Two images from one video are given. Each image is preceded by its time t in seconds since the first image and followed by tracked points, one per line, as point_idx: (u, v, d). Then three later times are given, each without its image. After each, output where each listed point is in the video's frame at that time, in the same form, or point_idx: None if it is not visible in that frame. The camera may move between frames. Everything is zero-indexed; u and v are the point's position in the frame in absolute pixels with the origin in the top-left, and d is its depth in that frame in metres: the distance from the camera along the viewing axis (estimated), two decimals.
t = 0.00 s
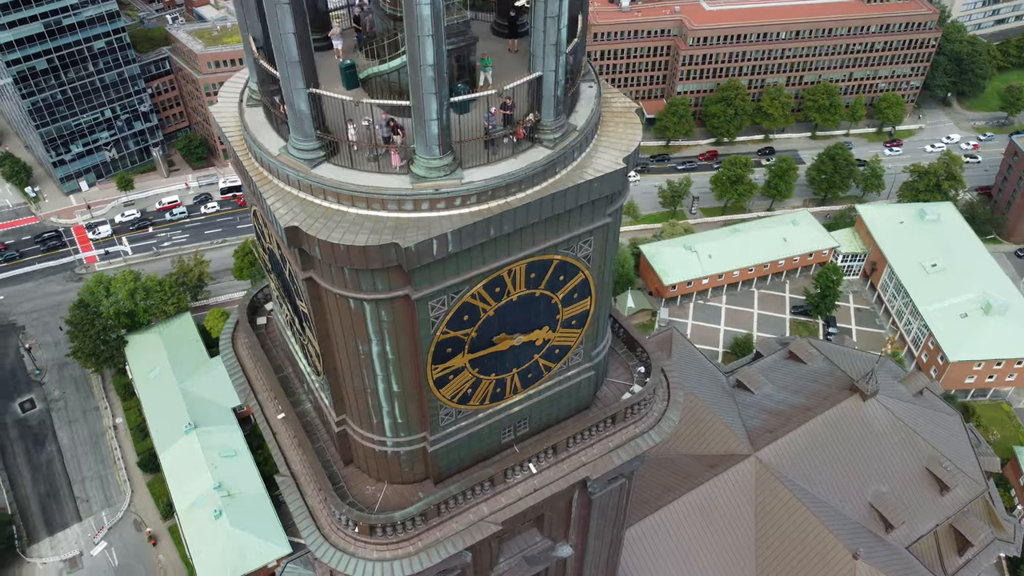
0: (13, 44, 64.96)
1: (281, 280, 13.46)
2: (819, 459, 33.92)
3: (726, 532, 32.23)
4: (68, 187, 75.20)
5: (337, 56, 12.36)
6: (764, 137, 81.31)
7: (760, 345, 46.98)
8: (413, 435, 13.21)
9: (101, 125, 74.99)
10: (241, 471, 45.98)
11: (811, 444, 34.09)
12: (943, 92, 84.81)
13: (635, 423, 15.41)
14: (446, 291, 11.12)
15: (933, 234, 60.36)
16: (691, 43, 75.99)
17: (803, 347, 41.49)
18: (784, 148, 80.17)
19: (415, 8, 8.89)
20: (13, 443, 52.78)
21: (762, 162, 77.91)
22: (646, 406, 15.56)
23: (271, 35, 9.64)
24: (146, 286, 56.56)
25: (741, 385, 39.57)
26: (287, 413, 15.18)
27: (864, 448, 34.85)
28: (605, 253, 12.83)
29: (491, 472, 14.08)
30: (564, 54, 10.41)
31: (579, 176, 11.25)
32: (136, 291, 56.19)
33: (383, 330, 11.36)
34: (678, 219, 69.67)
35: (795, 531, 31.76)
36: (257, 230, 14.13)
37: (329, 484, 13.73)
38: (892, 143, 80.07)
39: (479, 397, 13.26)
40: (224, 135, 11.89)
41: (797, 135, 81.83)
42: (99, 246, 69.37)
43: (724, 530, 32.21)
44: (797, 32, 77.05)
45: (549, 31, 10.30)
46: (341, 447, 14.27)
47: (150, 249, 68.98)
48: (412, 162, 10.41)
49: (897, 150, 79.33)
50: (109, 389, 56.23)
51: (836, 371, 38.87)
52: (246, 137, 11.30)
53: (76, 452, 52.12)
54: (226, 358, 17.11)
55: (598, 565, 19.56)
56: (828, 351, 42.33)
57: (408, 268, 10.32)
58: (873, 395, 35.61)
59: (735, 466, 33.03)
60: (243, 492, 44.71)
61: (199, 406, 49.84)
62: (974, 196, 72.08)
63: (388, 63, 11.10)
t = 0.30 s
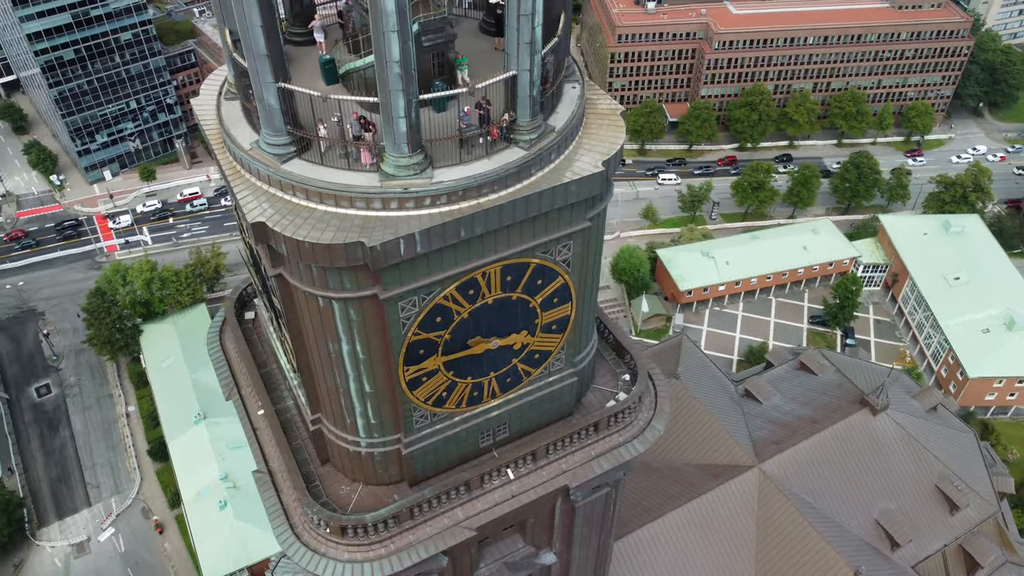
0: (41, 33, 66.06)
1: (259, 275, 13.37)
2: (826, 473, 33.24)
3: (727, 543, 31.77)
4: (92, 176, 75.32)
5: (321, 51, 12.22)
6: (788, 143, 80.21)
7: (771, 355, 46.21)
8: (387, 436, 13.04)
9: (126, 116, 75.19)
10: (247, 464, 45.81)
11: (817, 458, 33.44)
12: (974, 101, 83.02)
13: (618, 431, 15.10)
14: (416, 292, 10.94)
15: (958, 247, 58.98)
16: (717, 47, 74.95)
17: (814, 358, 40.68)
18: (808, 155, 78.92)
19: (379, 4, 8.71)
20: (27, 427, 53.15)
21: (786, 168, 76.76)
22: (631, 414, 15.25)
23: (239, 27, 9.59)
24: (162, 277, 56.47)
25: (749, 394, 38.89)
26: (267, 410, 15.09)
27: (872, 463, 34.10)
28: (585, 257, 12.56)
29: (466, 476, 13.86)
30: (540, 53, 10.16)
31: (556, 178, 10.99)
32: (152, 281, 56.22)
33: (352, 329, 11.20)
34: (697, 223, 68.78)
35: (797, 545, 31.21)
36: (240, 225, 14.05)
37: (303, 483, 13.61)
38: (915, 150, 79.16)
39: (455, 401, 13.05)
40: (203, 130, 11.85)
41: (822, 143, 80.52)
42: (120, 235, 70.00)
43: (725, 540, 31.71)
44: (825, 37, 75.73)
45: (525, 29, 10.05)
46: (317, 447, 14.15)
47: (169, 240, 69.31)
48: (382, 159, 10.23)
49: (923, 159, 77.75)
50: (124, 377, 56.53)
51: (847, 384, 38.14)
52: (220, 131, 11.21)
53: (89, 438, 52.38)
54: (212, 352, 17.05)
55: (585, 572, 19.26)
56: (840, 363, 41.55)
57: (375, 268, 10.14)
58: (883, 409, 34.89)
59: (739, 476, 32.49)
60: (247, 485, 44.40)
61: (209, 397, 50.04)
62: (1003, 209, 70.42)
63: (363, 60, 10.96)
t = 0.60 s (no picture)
0: (77, 22, 66.65)
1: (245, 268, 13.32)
2: (836, 490, 32.50)
3: (731, 556, 31.27)
4: (123, 164, 76.21)
5: (312, 43, 12.10)
6: (821, 151, 78.71)
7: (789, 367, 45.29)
8: (365, 435, 12.88)
9: (160, 105, 75.62)
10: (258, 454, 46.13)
11: (828, 474, 32.72)
12: (1016, 114, 80.66)
13: (605, 440, 14.80)
14: (391, 291, 10.78)
15: (991, 262, 57.25)
16: (750, 52, 73.78)
17: (831, 372, 39.73)
18: (840, 164, 77.40)
19: None
20: (49, 409, 53.54)
21: (816, 177, 75.25)
22: (620, 423, 14.93)
23: (214, 17, 9.56)
24: (185, 265, 56.72)
25: (763, 407, 38.12)
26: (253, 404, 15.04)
27: (885, 481, 33.24)
28: (570, 261, 12.28)
29: (446, 479, 13.66)
30: (520, 51, 9.91)
31: (537, 179, 10.73)
32: (175, 269, 56.47)
33: (327, 326, 11.07)
34: (723, 230, 67.74)
35: (801, 561, 30.85)
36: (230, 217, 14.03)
37: (281, 479, 13.53)
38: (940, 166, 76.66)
39: (435, 402, 12.85)
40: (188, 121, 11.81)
41: (856, 152, 78.83)
42: (148, 223, 70.68)
43: (729, 553, 31.22)
44: (862, 45, 73.97)
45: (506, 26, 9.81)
46: (298, 443, 14.07)
47: (195, 229, 69.80)
48: (357, 155, 10.08)
49: (957, 172, 75.87)
50: (145, 363, 56.68)
51: (863, 400, 37.24)
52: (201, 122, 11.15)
53: (107, 422, 52.58)
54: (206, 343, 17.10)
55: None
56: (859, 377, 40.51)
57: (347, 265, 9.99)
58: (899, 427, 34.04)
59: (747, 489, 32.02)
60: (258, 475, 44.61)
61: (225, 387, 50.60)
62: None
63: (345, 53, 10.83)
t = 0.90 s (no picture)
0: (119, 11, 67.70)
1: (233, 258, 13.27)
2: (847, 508, 31.69)
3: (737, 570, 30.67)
4: (158, 151, 77.36)
5: (304, 31, 12.01)
6: (857, 162, 77.04)
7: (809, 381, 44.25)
8: (345, 431, 12.74)
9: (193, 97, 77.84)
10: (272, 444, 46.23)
11: (841, 492, 31.90)
12: None
13: (593, 447, 14.48)
14: (366, 287, 10.62)
15: None
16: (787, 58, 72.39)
17: (851, 388, 38.73)
18: (877, 176, 75.61)
19: None
20: (74, 389, 54.27)
21: (849, 188, 73.55)
22: (609, 431, 14.60)
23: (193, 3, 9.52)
24: (210, 254, 57.55)
25: (779, 420, 37.24)
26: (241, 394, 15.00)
27: (900, 502, 32.30)
28: (556, 263, 12.01)
29: (426, 480, 13.46)
30: (501, 47, 9.66)
31: (519, 178, 10.48)
32: (200, 257, 57.08)
33: (303, 319, 10.95)
34: (752, 238, 66.48)
35: None
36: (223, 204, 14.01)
37: (261, 472, 13.47)
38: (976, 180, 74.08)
39: (416, 401, 12.67)
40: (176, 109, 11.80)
41: (893, 164, 76.93)
42: (178, 211, 71.29)
43: (733, 567, 30.69)
44: (904, 54, 72.16)
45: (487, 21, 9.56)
46: (281, 436, 14.02)
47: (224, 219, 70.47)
48: (334, 149, 9.93)
49: (990, 187, 73.46)
50: (168, 350, 57.21)
51: (883, 419, 36.27)
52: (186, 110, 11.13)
53: (130, 405, 53.23)
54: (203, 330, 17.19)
55: None
56: (881, 394, 39.43)
57: (321, 258, 9.84)
58: (918, 447, 33.14)
59: (756, 502, 31.47)
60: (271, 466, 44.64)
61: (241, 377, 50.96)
62: None
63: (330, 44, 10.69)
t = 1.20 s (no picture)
0: (150, 2, 68.54)
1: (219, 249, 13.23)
2: (853, 526, 31.13)
3: None
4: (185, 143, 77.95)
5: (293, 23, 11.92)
6: (887, 171, 75.49)
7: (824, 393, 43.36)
8: (323, 428, 12.64)
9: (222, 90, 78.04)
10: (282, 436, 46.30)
11: (848, 507, 31.37)
12: None
13: (578, 453, 14.20)
14: (340, 283, 10.49)
15: None
16: (818, 64, 71.23)
17: (866, 401, 37.96)
18: (907, 185, 73.97)
19: None
20: (93, 375, 54.73)
21: (876, 197, 71.94)
22: (595, 437, 14.33)
23: None
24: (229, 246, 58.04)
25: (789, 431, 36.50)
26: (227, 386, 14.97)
27: (909, 521, 31.59)
28: (539, 265, 11.78)
29: (404, 479, 13.30)
30: (479, 42, 9.46)
31: (497, 177, 10.28)
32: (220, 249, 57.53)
33: (277, 313, 10.86)
34: (775, 246, 65.33)
35: None
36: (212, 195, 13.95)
37: (241, 466, 13.44)
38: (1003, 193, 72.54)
39: (395, 400, 12.52)
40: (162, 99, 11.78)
41: (924, 174, 75.16)
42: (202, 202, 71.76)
43: None
44: (939, 63, 70.54)
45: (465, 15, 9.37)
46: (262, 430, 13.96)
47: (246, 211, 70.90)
48: (309, 142, 9.81)
49: (1019, 201, 71.39)
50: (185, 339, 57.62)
51: (898, 434, 35.49)
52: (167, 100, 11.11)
53: (146, 392, 53.49)
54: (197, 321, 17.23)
55: None
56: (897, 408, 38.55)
57: (293, 252, 9.73)
58: (931, 465, 32.46)
59: (760, 516, 31.03)
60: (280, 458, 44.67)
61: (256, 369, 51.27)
62: None
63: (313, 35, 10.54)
